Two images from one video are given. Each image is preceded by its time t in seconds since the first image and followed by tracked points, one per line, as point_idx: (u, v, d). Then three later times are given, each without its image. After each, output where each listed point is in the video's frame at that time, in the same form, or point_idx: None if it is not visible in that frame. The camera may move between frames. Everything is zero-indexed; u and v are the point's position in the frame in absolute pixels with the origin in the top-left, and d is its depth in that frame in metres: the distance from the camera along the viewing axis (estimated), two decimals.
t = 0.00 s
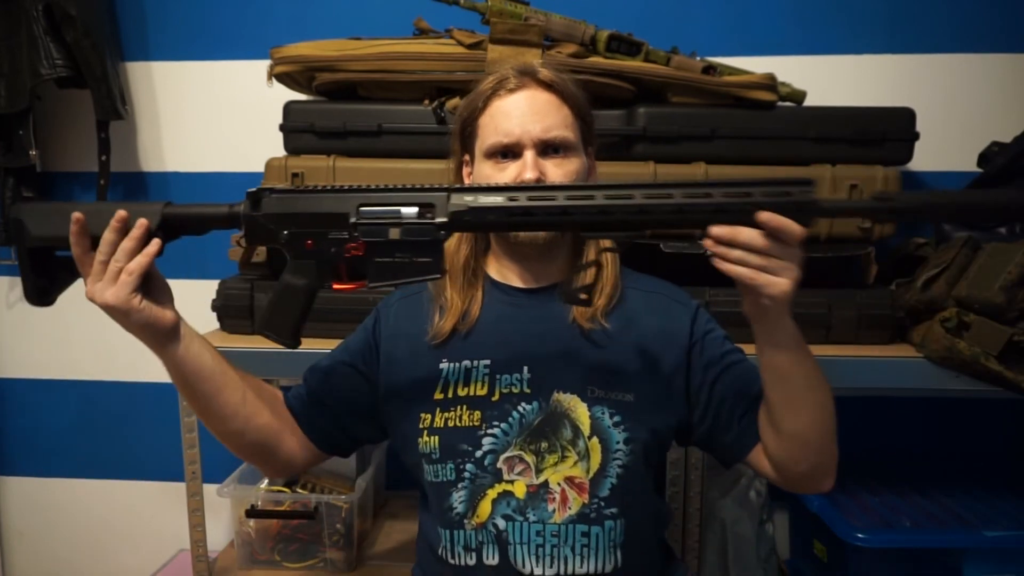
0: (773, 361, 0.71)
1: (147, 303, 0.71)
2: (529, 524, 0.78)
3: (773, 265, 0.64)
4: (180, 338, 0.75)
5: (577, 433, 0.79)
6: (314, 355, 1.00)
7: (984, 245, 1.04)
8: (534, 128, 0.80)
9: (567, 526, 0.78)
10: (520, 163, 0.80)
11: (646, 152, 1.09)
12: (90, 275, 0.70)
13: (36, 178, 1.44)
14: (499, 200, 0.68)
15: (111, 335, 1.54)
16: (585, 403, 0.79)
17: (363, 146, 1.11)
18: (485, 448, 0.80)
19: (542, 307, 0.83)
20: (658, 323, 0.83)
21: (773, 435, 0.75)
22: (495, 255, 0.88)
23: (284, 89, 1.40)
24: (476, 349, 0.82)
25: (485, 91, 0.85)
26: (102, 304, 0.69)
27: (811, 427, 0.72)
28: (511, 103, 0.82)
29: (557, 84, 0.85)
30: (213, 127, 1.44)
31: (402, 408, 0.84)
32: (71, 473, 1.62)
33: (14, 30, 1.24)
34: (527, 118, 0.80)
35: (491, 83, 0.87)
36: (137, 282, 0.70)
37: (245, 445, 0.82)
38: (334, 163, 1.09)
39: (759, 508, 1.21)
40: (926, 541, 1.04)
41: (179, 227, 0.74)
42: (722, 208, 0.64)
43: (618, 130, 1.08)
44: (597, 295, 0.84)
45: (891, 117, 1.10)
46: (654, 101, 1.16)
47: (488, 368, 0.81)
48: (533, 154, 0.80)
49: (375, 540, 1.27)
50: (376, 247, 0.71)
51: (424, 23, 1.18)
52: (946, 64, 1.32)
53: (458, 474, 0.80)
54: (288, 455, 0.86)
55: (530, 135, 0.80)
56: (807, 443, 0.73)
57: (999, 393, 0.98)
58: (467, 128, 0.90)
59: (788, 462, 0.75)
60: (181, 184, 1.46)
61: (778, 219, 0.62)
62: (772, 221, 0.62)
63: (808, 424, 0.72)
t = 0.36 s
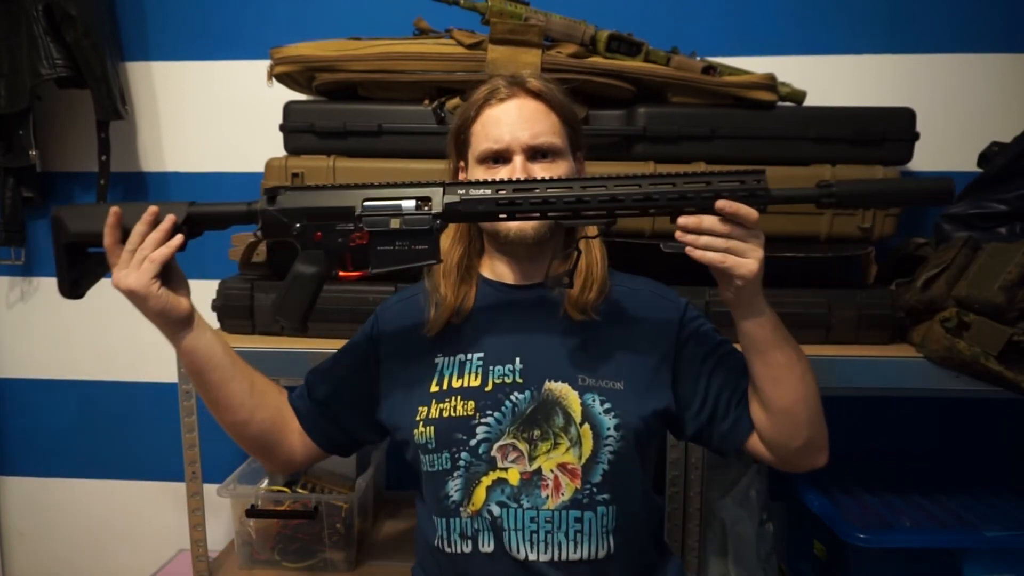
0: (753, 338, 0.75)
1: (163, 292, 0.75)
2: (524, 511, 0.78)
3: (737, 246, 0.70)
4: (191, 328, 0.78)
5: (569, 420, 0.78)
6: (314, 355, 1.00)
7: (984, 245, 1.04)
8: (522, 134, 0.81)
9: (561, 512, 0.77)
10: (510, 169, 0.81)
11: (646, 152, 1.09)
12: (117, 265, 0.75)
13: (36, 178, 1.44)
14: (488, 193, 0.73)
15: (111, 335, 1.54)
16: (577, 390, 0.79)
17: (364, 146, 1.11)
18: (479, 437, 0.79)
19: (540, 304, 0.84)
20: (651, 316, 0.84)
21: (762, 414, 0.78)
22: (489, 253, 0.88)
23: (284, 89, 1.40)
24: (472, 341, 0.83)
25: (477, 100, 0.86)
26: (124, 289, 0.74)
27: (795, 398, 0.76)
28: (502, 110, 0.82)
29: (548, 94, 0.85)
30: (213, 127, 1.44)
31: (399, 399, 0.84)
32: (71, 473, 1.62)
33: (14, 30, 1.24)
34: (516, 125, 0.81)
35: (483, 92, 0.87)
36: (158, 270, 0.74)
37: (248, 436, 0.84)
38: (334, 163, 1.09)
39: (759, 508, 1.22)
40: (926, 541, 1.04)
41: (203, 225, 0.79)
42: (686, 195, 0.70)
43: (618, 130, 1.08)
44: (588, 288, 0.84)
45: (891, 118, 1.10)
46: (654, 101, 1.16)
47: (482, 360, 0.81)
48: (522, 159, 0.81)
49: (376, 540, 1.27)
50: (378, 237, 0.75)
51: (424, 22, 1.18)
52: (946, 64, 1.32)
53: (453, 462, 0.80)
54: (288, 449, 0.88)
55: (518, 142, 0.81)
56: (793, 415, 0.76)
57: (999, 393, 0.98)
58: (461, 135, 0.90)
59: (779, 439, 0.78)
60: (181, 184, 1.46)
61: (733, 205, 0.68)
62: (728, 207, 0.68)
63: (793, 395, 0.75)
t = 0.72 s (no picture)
0: (755, 339, 0.76)
1: (178, 289, 0.75)
2: (528, 504, 0.77)
3: (755, 247, 0.71)
4: (205, 324, 0.78)
5: (573, 413, 0.78)
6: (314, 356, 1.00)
7: (983, 245, 1.04)
8: (526, 135, 0.81)
9: (565, 505, 0.77)
10: (513, 168, 0.82)
11: (646, 152, 1.10)
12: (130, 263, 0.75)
13: (36, 178, 1.44)
14: (509, 192, 0.74)
15: (111, 335, 1.54)
16: (581, 384, 0.79)
17: (364, 146, 1.12)
18: (484, 430, 0.79)
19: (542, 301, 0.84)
20: (653, 314, 0.84)
21: (761, 416, 0.79)
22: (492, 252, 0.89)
23: (284, 89, 1.40)
24: (474, 337, 0.83)
25: (481, 102, 0.86)
26: (138, 287, 0.74)
27: (794, 402, 0.76)
28: (505, 112, 0.83)
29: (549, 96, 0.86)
30: (213, 127, 1.44)
31: (403, 396, 0.85)
32: (71, 473, 1.62)
33: (14, 30, 1.24)
34: (519, 126, 0.81)
35: (487, 95, 0.88)
36: (173, 268, 0.74)
37: (254, 434, 0.84)
38: (335, 164, 1.09)
39: (758, 508, 1.22)
40: (925, 540, 1.04)
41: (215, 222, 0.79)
42: (706, 197, 0.72)
43: (618, 130, 1.09)
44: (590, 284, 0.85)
45: (891, 117, 1.11)
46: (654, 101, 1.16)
47: (487, 354, 0.82)
48: (525, 159, 0.81)
49: (376, 539, 1.28)
50: (398, 236, 0.77)
51: (424, 23, 1.18)
52: (946, 64, 1.32)
53: (458, 456, 0.79)
54: (292, 448, 0.88)
55: (522, 142, 0.81)
56: (791, 419, 0.77)
57: (998, 393, 0.98)
58: (467, 137, 0.90)
59: (776, 442, 0.78)
60: (181, 184, 1.46)
61: (752, 206, 0.70)
62: (749, 208, 0.70)
63: (790, 399, 0.76)
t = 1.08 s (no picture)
0: (756, 335, 0.77)
1: (185, 279, 0.76)
2: (533, 501, 0.77)
3: (755, 242, 0.73)
4: (215, 316, 0.79)
5: (579, 410, 0.78)
6: (314, 356, 1.00)
7: (983, 245, 1.04)
8: (540, 132, 0.81)
9: (569, 503, 0.77)
10: (527, 165, 0.82)
11: (646, 152, 1.10)
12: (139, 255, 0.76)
13: (36, 178, 1.44)
14: (510, 191, 0.75)
15: (111, 335, 1.54)
16: (587, 381, 0.79)
17: (364, 146, 1.12)
18: (489, 426, 0.79)
19: (543, 298, 0.84)
20: (660, 314, 0.84)
21: (764, 415, 0.79)
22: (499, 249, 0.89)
23: (284, 89, 1.40)
24: (478, 334, 0.83)
25: (494, 100, 0.86)
26: (145, 275, 0.74)
27: (795, 401, 0.77)
28: (519, 109, 0.83)
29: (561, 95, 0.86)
30: (213, 127, 1.44)
31: (407, 389, 0.84)
32: (71, 473, 1.62)
33: (14, 29, 1.24)
34: (533, 124, 0.81)
35: (499, 94, 0.88)
36: (179, 259, 0.75)
37: (260, 431, 0.84)
38: (335, 164, 1.09)
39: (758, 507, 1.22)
40: (925, 540, 1.04)
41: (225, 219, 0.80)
42: (696, 196, 0.74)
43: (618, 130, 1.09)
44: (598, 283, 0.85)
45: (891, 118, 1.11)
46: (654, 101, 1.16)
47: (493, 351, 0.81)
48: (539, 156, 0.81)
49: (376, 539, 1.28)
50: (402, 233, 0.77)
51: (424, 23, 1.18)
52: (946, 64, 1.32)
53: (463, 452, 0.79)
54: (296, 447, 0.87)
55: (536, 139, 0.81)
56: (794, 418, 0.77)
57: (999, 393, 0.98)
58: (478, 134, 0.90)
59: (779, 442, 0.79)
60: (181, 184, 1.46)
61: (739, 203, 0.73)
62: (734, 206, 0.73)
63: (792, 398, 0.77)
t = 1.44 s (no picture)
0: (753, 327, 0.77)
1: (195, 269, 0.76)
2: (532, 495, 0.77)
3: (751, 232, 0.74)
4: (222, 306, 0.79)
5: (578, 404, 0.78)
6: (313, 355, 1.00)
7: (983, 245, 1.04)
8: (541, 133, 0.81)
9: (568, 496, 0.77)
10: (527, 165, 0.82)
11: (646, 152, 1.10)
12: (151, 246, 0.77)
13: (36, 178, 1.44)
14: (509, 185, 0.75)
15: (111, 335, 1.54)
16: (586, 375, 0.79)
17: (364, 146, 1.12)
18: (488, 420, 0.79)
19: (543, 296, 0.84)
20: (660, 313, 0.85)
21: (762, 409, 0.79)
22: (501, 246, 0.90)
23: (284, 89, 1.40)
24: (477, 329, 0.83)
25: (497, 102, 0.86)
26: (155, 265, 0.75)
27: (794, 393, 0.77)
28: (520, 111, 0.83)
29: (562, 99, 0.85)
30: (213, 127, 1.44)
31: (406, 386, 0.84)
32: (71, 473, 1.62)
33: (14, 30, 1.24)
34: (534, 124, 0.81)
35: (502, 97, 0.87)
36: (190, 248, 0.76)
37: (263, 425, 0.84)
38: (335, 164, 1.09)
39: (758, 507, 1.22)
40: (925, 540, 1.04)
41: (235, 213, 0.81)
42: (690, 189, 0.75)
43: (618, 130, 1.09)
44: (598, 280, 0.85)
45: (891, 118, 1.11)
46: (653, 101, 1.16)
47: (492, 345, 0.82)
48: (539, 156, 0.82)
49: (376, 539, 1.28)
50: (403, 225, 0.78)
51: (424, 23, 1.18)
52: (946, 64, 1.32)
53: (461, 446, 0.79)
54: (296, 442, 0.87)
55: (536, 140, 0.81)
56: (792, 411, 0.77)
57: (998, 393, 0.98)
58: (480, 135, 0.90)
59: (778, 436, 0.78)
60: (181, 184, 1.46)
61: (729, 196, 0.74)
62: (725, 199, 0.74)
63: (790, 390, 0.77)
